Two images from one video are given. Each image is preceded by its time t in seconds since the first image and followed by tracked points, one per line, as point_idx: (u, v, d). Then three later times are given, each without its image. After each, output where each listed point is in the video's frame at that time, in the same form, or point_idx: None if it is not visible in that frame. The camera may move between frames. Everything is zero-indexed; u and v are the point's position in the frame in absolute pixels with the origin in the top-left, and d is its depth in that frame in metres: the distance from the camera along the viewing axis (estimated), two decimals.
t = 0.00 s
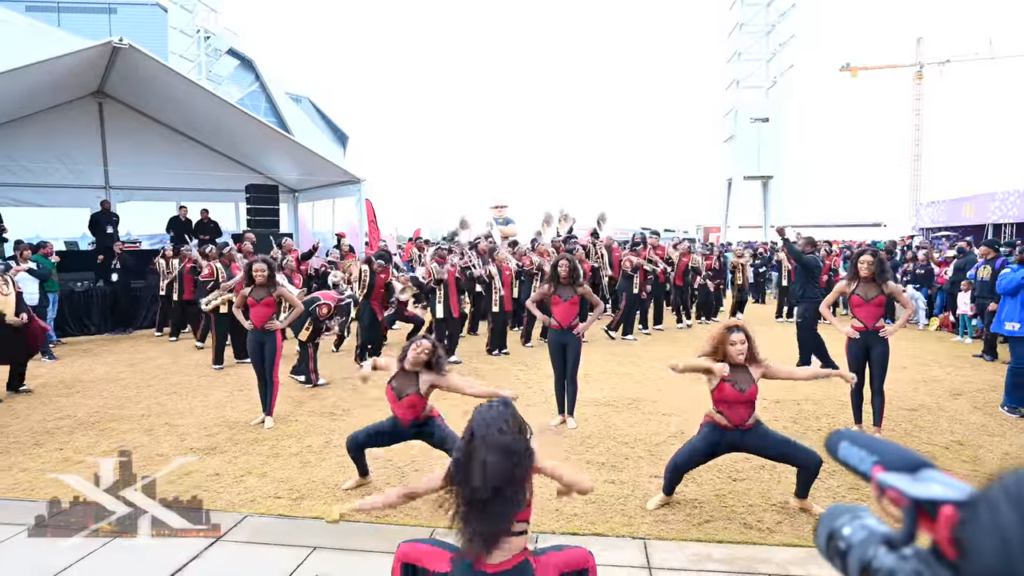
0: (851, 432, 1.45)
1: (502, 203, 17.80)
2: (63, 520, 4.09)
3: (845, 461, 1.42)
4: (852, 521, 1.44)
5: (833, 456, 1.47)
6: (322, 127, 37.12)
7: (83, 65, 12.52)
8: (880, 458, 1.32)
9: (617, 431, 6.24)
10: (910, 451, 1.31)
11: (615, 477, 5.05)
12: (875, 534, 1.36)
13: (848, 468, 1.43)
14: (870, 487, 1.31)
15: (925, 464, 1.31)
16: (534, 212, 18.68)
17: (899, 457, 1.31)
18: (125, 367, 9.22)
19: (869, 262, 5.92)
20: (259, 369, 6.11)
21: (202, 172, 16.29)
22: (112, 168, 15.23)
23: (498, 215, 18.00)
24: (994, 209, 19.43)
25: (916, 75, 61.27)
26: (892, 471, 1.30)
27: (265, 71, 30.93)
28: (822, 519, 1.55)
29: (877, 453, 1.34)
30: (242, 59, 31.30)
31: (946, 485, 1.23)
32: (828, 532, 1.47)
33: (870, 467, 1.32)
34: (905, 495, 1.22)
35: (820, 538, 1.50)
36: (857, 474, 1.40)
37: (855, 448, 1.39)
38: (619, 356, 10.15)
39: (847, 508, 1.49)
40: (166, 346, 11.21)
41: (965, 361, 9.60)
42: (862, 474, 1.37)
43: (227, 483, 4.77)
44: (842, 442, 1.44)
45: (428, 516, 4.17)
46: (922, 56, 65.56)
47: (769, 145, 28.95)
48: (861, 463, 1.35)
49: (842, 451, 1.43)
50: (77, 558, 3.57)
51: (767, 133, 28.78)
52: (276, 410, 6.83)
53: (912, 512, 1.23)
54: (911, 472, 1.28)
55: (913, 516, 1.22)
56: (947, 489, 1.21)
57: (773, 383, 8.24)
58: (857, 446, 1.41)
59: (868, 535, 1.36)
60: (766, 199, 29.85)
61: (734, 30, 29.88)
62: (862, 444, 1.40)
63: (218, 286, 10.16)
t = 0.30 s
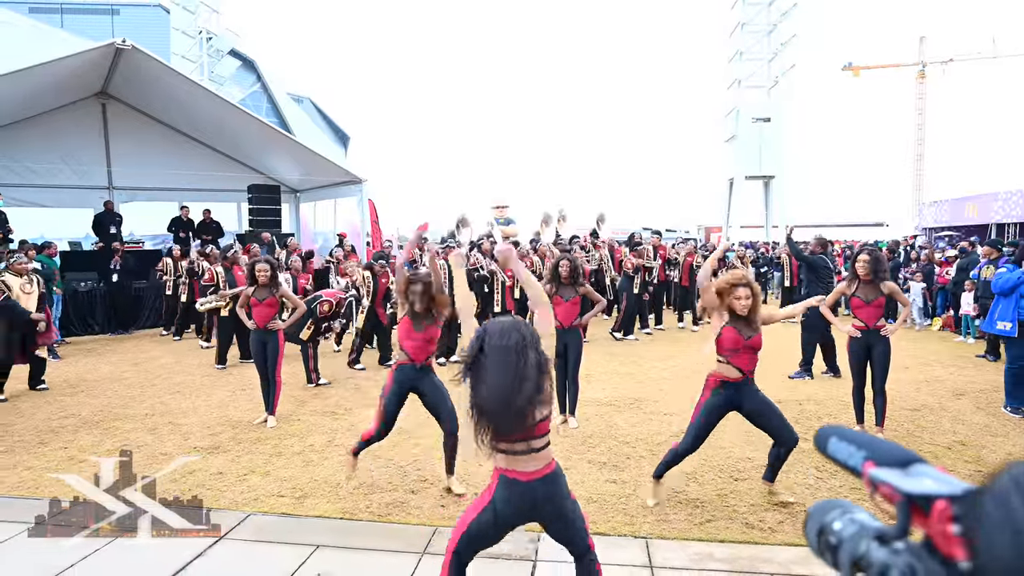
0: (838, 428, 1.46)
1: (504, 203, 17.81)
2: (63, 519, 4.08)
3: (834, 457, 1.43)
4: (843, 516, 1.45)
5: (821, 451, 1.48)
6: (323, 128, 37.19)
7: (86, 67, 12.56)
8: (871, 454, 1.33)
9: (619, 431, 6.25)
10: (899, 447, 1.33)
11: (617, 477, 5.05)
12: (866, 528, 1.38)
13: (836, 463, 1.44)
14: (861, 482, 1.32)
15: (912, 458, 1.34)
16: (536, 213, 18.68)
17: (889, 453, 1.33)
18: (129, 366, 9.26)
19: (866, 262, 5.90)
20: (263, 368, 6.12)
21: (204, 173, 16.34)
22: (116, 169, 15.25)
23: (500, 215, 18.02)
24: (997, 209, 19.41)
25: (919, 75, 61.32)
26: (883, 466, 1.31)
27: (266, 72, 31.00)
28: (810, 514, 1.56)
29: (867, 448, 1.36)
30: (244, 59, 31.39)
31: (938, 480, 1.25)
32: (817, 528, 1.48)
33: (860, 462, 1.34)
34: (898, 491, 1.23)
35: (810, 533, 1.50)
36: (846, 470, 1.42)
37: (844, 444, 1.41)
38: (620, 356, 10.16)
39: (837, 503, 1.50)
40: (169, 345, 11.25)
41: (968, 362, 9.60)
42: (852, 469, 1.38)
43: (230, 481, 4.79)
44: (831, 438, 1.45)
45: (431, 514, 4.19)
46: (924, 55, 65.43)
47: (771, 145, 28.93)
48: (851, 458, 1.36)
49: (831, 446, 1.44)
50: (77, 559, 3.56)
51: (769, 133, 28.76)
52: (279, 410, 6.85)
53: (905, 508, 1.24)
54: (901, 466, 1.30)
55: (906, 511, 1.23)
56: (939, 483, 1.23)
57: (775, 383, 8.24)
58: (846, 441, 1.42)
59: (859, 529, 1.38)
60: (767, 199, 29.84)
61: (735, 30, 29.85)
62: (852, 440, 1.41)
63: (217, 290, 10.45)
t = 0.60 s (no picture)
0: (849, 429, 1.46)
1: (506, 203, 17.81)
2: (63, 519, 4.04)
3: (845, 459, 1.42)
4: (853, 517, 1.45)
5: (831, 452, 1.48)
6: (326, 128, 37.23)
7: (90, 68, 12.60)
8: (881, 456, 1.33)
9: (622, 431, 6.25)
10: (910, 449, 1.33)
11: (620, 477, 5.05)
12: (876, 530, 1.38)
13: (847, 465, 1.43)
14: (872, 484, 1.33)
15: (923, 461, 1.33)
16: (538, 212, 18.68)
17: (899, 455, 1.33)
18: (133, 365, 9.29)
19: (868, 262, 5.85)
20: (266, 367, 6.11)
21: (208, 173, 16.37)
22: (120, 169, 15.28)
23: (502, 215, 18.04)
24: (1000, 209, 19.35)
25: (922, 75, 61.17)
26: (893, 469, 1.32)
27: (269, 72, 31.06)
28: (821, 514, 1.55)
29: (878, 451, 1.35)
30: (246, 60, 31.44)
31: (949, 482, 1.25)
32: (826, 529, 1.48)
33: (871, 465, 1.34)
34: (909, 493, 1.23)
35: (819, 534, 1.50)
36: (856, 472, 1.42)
37: (854, 446, 1.40)
38: (623, 356, 10.16)
39: (846, 503, 1.50)
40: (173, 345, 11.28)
41: (971, 362, 9.58)
42: (863, 472, 1.38)
43: (235, 480, 4.80)
44: (842, 440, 1.45)
45: (434, 513, 4.19)
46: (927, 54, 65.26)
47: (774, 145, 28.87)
48: (861, 461, 1.36)
49: (842, 448, 1.44)
50: (79, 558, 3.52)
51: (772, 133, 28.71)
52: (283, 409, 6.86)
53: (916, 510, 1.24)
54: (911, 469, 1.30)
55: (916, 512, 1.24)
56: (951, 486, 1.23)
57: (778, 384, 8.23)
58: (856, 443, 1.41)
59: (868, 532, 1.38)
60: (770, 199, 29.78)
61: (738, 30, 29.80)
62: (863, 442, 1.41)
63: (219, 289, 10.50)
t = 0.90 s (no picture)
0: (863, 430, 1.44)
1: (509, 203, 17.82)
2: (61, 520, 4.03)
3: (861, 459, 1.41)
4: (868, 519, 1.43)
5: (846, 453, 1.47)
6: (329, 128, 37.27)
7: (94, 68, 12.63)
8: (897, 457, 1.32)
9: (626, 430, 6.23)
10: (927, 448, 1.32)
11: (624, 477, 5.04)
12: (891, 531, 1.37)
13: (863, 466, 1.42)
14: (889, 485, 1.31)
15: (942, 461, 1.32)
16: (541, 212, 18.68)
17: (917, 455, 1.31)
18: (138, 364, 9.32)
19: (879, 260, 5.85)
20: (271, 366, 6.11)
21: (212, 172, 16.39)
22: (125, 169, 15.32)
23: (505, 215, 18.04)
24: (1006, 209, 19.25)
25: (927, 74, 61.10)
26: (910, 468, 1.30)
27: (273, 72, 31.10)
28: (834, 516, 1.54)
29: (893, 451, 1.34)
30: (250, 60, 31.47)
31: (968, 482, 1.24)
32: (842, 531, 1.47)
33: (887, 465, 1.32)
34: (927, 492, 1.22)
35: (835, 536, 1.49)
36: (871, 473, 1.40)
37: (870, 446, 1.39)
38: (627, 356, 10.14)
39: (860, 505, 1.49)
40: (178, 344, 11.30)
41: (977, 362, 9.54)
42: (878, 472, 1.37)
43: (239, 479, 4.80)
44: (857, 441, 1.44)
45: (439, 513, 4.19)
46: (932, 53, 65.00)
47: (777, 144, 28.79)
48: (877, 461, 1.34)
49: (857, 449, 1.43)
50: (82, 557, 3.53)
51: (775, 133, 28.63)
52: (287, 408, 6.87)
53: (935, 510, 1.23)
54: (928, 469, 1.29)
55: (936, 513, 1.23)
56: (970, 486, 1.21)
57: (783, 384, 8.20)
58: (871, 444, 1.40)
59: (885, 533, 1.37)
60: (774, 199, 29.70)
61: (741, 29, 29.73)
62: (879, 442, 1.39)
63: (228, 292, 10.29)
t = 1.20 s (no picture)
0: (871, 429, 1.44)
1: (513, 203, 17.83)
2: (61, 520, 4.02)
3: (869, 459, 1.41)
4: (877, 519, 1.43)
5: (854, 451, 1.47)
6: (333, 128, 37.37)
7: (100, 69, 12.68)
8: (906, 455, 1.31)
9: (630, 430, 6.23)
10: (937, 447, 1.32)
11: (628, 477, 5.03)
12: (900, 531, 1.36)
13: (871, 465, 1.42)
14: (899, 484, 1.31)
15: (953, 461, 1.31)
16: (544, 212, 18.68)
17: (925, 454, 1.31)
18: (143, 364, 9.35)
19: (895, 260, 5.81)
20: (275, 366, 6.11)
21: (217, 173, 16.45)
22: (130, 169, 15.37)
23: (509, 215, 18.06)
24: (1012, 209, 19.13)
25: (932, 73, 60.89)
26: (919, 468, 1.29)
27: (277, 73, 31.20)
28: (842, 516, 1.54)
29: (902, 450, 1.34)
30: (254, 60, 31.51)
31: (979, 481, 1.23)
32: (850, 531, 1.46)
33: (896, 463, 1.33)
34: (938, 492, 1.21)
35: (842, 536, 1.48)
36: (880, 471, 1.40)
37: (878, 445, 1.39)
38: (631, 356, 10.13)
39: (867, 505, 1.49)
40: (182, 344, 11.34)
41: (983, 362, 9.50)
42: (887, 470, 1.37)
43: (243, 479, 4.81)
44: (865, 440, 1.43)
45: (443, 512, 4.19)
46: (937, 51, 64.65)
47: (782, 144, 28.71)
48: (886, 460, 1.35)
49: (864, 448, 1.43)
50: (85, 557, 3.52)
51: (780, 132, 28.55)
52: (291, 408, 6.89)
53: (947, 509, 1.22)
54: (940, 468, 1.28)
55: (947, 513, 1.21)
56: (981, 484, 1.21)
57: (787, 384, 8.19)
58: (880, 443, 1.40)
59: (894, 534, 1.36)
60: (778, 199, 29.62)
61: (746, 29, 29.69)
62: (887, 442, 1.39)
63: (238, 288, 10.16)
